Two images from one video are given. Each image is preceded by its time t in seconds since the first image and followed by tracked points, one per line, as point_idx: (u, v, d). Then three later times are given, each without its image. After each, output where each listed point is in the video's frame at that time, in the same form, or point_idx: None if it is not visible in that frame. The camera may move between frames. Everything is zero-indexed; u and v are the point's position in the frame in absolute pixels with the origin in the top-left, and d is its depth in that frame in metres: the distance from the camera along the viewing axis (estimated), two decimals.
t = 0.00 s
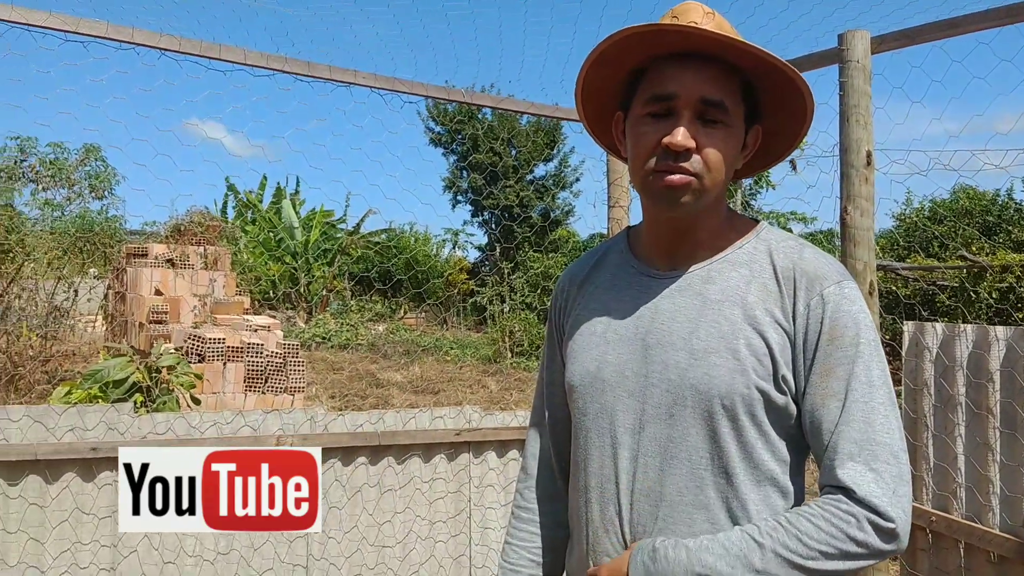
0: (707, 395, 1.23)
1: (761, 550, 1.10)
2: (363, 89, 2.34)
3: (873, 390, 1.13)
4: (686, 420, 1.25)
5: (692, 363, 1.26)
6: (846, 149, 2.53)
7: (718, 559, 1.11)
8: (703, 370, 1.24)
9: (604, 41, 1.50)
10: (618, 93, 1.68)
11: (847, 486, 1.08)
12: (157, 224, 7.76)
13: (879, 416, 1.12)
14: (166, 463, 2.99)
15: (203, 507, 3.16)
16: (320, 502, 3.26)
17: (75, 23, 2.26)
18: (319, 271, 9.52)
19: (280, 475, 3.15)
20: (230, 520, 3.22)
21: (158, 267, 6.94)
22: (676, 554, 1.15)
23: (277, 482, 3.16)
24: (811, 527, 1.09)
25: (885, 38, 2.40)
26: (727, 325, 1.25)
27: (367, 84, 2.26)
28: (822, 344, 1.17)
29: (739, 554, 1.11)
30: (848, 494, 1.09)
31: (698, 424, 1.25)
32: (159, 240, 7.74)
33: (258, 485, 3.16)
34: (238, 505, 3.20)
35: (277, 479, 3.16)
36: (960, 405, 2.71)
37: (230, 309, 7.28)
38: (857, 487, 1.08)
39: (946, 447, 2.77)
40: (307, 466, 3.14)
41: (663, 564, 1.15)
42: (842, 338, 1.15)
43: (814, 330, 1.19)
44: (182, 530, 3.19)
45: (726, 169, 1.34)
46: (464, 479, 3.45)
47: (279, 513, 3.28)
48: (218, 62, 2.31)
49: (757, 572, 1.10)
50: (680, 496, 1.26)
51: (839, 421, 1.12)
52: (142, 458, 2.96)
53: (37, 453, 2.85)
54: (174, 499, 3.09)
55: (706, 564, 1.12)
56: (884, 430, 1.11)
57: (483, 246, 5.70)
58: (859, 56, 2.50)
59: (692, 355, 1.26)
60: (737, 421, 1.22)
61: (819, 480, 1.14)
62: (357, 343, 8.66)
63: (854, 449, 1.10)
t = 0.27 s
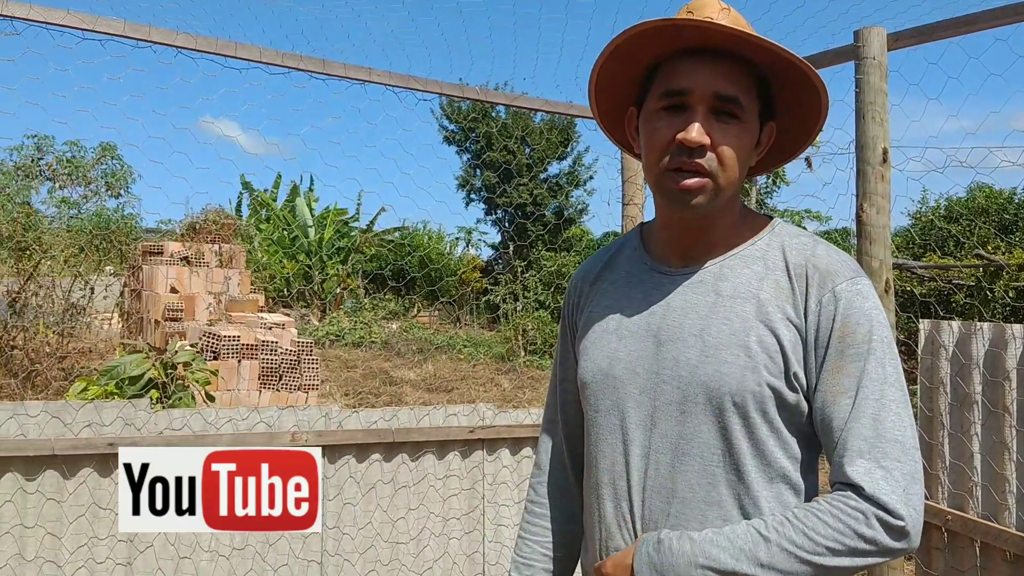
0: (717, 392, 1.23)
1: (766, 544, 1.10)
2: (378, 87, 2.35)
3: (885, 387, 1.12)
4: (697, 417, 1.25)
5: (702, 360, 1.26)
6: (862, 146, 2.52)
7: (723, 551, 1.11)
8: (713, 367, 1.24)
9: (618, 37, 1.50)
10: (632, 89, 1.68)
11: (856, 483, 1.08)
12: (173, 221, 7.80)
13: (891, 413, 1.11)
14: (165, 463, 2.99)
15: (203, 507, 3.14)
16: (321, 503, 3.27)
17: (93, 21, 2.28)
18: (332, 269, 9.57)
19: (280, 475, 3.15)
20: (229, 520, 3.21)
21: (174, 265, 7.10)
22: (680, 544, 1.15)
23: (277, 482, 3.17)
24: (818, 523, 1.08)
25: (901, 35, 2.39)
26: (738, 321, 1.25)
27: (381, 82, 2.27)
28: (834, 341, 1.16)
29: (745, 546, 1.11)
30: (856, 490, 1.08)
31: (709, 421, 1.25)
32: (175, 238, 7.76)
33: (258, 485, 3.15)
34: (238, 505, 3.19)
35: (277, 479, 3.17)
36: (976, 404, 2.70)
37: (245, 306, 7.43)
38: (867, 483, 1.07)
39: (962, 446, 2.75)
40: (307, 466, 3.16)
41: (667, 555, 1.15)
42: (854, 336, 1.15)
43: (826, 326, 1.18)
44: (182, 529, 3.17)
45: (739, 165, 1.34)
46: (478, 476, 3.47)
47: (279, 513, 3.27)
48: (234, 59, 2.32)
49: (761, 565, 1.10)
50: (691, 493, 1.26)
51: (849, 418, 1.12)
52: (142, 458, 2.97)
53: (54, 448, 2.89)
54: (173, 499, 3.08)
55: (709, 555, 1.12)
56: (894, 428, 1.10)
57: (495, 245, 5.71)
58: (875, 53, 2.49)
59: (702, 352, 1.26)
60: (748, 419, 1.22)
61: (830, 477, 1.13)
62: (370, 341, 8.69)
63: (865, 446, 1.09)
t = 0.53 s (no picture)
0: (718, 392, 1.23)
1: (774, 539, 1.10)
2: (383, 86, 2.35)
3: (888, 387, 1.12)
4: (699, 417, 1.26)
5: (702, 360, 1.26)
6: (867, 145, 2.52)
7: (732, 546, 1.12)
8: (713, 367, 1.24)
9: (618, 38, 1.50)
10: (632, 89, 1.68)
11: (863, 481, 1.08)
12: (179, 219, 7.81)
13: (895, 414, 1.11)
14: (165, 462, 3.00)
15: (203, 507, 3.17)
16: (320, 503, 3.27)
17: (99, 21, 2.28)
18: (337, 267, 9.57)
19: (280, 475, 3.16)
20: (229, 520, 3.24)
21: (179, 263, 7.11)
22: (689, 539, 1.15)
23: (277, 482, 3.18)
24: (825, 520, 1.08)
25: (906, 34, 2.39)
26: (738, 321, 1.25)
27: (387, 81, 2.27)
28: (835, 342, 1.16)
29: (756, 543, 1.11)
30: (863, 488, 1.08)
31: (709, 420, 1.25)
32: (179, 237, 7.75)
33: (258, 485, 3.16)
34: (238, 506, 3.22)
35: (277, 479, 3.18)
36: (981, 404, 2.70)
37: (250, 304, 7.42)
38: (874, 482, 1.07)
39: (966, 445, 2.75)
40: (307, 465, 3.18)
41: (676, 548, 1.16)
42: (856, 336, 1.15)
43: (826, 327, 1.18)
44: (181, 530, 3.19)
45: (741, 166, 1.34)
46: (482, 474, 3.48)
47: (279, 513, 3.28)
48: (240, 59, 2.33)
49: (769, 561, 1.10)
50: (694, 493, 1.26)
51: (852, 419, 1.12)
52: (142, 458, 2.98)
53: (60, 446, 2.90)
54: (174, 499, 3.10)
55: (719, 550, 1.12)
56: (898, 427, 1.10)
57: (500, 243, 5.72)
58: (880, 52, 2.49)
59: (701, 351, 1.26)
60: (748, 419, 1.22)
61: (834, 477, 1.14)
62: (375, 339, 8.72)
63: (870, 445, 1.09)
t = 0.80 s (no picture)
0: (721, 389, 1.23)
1: (773, 544, 1.11)
2: (386, 84, 2.35)
3: (889, 382, 1.12)
4: (703, 415, 1.26)
5: (705, 358, 1.26)
6: (870, 143, 2.51)
7: (730, 554, 1.12)
8: (716, 365, 1.24)
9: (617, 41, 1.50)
10: (632, 90, 1.67)
11: (863, 479, 1.08)
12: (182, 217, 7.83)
13: (896, 409, 1.11)
14: (165, 463, 3.02)
15: (203, 506, 3.18)
16: (320, 503, 3.28)
17: (103, 19, 2.28)
18: (340, 264, 9.58)
19: (280, 475, 3.17)
20: (229, 519, 3.24)
21: (183, 260, 7.13)
22: (688, 550, 1.15)
23: (277, 482, 3.18)
24: (823, 521, 1.09)
25: (909, 31, 2.38)
26: (741, 319, 1.25)
27: (389, 79, 2.27)
28: (837, 338, 1.16)
29: (754, 549, 1.11)
30: (861, 486, 1.08)
31: (713, 417, 1.25)
32: (184, 234, 7.76)
33: (258, 485, 3.16)
34: (238, 506, 3.22)
35: (277, 479, 3.18)
36: (984, 402, 2.70)
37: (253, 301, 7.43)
38: (873, 480, 1.07)
39: (970, 443, 2.75)
40: (306, 465, 3.19)
41: (676, 559, 1.15)
42: (857, 332, 1.15)
43: (828, 323, 1.18)
44: (181, 530, 3.20)
45: (743, 166, 1.34)
46: (485, 472, 3.48)
47: (279, 513, 3.28)
48: (243, 57, 2.33)
49: (768, 566, 1.10)
50: (697, 492, 1.26)
51: (852, 415, 1.12)
52: (142, 458, 3.00)
53: (64, 443, 2.91)
54: (174, 499, 3.11)
55: (718, 559, 1.12)
56: (898, 423, 1.10)
57: (503, 240, 5.72)
58: (884, 50, 2.48)
59: (705, 350, 1.26)
60: (752, 416, 1.22)
61: (834, 476, 1.14)
62: (378, 335, 8.74)
63: (868, 442, 1.10)
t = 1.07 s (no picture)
0: (731, 384, 1.23)
1: (774, 542, 1.10)
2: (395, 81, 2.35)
3: (896, 379, 1.12)
4: (712, 410, 1.26)
5: (715, 353, 1.26)
6: (881, 140, 2.51)
7: (732, 554, 1.11)
8: (726, 361, 1.24)
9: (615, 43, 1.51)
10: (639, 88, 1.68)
11: (866, 476, 1.08)
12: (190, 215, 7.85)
13: (901, 406, 1.11)
14: (165, 463, 3.05)
15: (203, 507, 3.20)
16: (321, 503, 3.29)
17: (114, 17, 2.29)
18: (346, 262, 9.59)
19: (280, 475, 3.19)
20: (229, 520, 3.26)
21: (191, 258, 7.14)
22: (689, 549, 1.15)
23: (277, 482, 3.20)
24: (825, 520, 1.08)
25: (920, 27, 2.37)
26: (751, 314, 1.25)
27: (398, 76, 2.27)
28: (845, 334, 1.16)
29: (753, 548, 1.11)
30: (864, 484, 1.08)
31: (723, 412, 1.25)
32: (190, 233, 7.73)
33: (258, 485, 3.19)
34: (238, 506, 3.24)
35: (277, 479, 3.20)
36: (995, 400, 2.69)
37: (261, 299, 7.42)
38: (877, 478, 1.07)
39: (981, 441, 2.74)
40: (306, 465, 3.21)
41: (677, 562, 1.16)
42: (865, 328, 1.15)
43: (837, 318, 1.18)
44: (181, 530, 3.21)
45: (744, 161, 1.34)
46: (494, 469, 3.48)
47: (279, 513, 3.29)
48: (252, 55, 2.33)
49: (770, 566, 1.09)
50: (707, 488, 1.26)
51: (858, 411, 1.12)
52: (142, 458, 3.01)
53: (75, 440, 2.91)
54: (174, 499, 3.14)
55: (718, 559, 1.12)
56: (904, 420, 1.10)
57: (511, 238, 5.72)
58: (894, 47, 2.48)
59: (714, 345, 1.26)
60: (762, 411, 1.22)
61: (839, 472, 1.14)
62: (385, 334, 8.75)
63: (873, 439, 1.09)
